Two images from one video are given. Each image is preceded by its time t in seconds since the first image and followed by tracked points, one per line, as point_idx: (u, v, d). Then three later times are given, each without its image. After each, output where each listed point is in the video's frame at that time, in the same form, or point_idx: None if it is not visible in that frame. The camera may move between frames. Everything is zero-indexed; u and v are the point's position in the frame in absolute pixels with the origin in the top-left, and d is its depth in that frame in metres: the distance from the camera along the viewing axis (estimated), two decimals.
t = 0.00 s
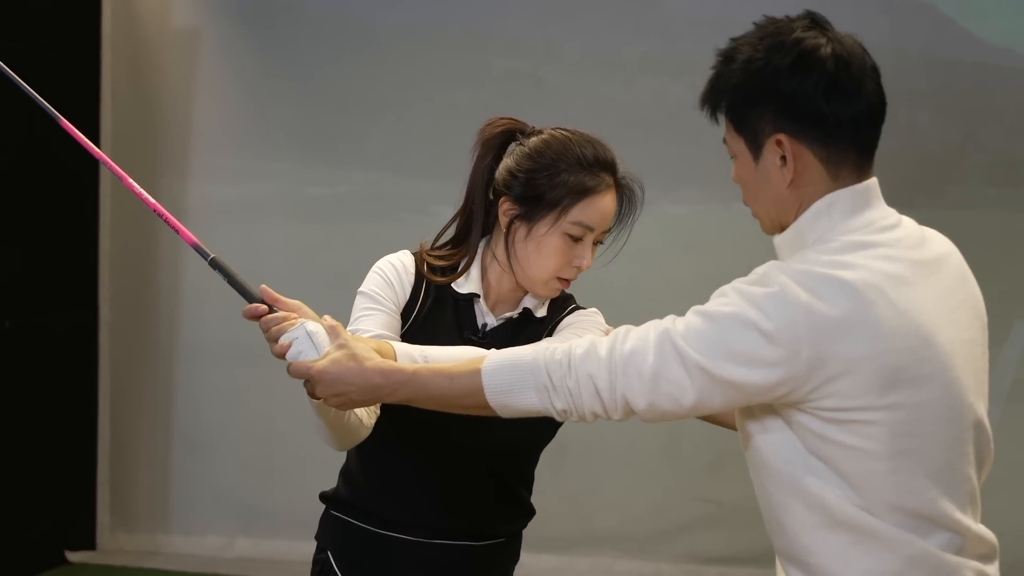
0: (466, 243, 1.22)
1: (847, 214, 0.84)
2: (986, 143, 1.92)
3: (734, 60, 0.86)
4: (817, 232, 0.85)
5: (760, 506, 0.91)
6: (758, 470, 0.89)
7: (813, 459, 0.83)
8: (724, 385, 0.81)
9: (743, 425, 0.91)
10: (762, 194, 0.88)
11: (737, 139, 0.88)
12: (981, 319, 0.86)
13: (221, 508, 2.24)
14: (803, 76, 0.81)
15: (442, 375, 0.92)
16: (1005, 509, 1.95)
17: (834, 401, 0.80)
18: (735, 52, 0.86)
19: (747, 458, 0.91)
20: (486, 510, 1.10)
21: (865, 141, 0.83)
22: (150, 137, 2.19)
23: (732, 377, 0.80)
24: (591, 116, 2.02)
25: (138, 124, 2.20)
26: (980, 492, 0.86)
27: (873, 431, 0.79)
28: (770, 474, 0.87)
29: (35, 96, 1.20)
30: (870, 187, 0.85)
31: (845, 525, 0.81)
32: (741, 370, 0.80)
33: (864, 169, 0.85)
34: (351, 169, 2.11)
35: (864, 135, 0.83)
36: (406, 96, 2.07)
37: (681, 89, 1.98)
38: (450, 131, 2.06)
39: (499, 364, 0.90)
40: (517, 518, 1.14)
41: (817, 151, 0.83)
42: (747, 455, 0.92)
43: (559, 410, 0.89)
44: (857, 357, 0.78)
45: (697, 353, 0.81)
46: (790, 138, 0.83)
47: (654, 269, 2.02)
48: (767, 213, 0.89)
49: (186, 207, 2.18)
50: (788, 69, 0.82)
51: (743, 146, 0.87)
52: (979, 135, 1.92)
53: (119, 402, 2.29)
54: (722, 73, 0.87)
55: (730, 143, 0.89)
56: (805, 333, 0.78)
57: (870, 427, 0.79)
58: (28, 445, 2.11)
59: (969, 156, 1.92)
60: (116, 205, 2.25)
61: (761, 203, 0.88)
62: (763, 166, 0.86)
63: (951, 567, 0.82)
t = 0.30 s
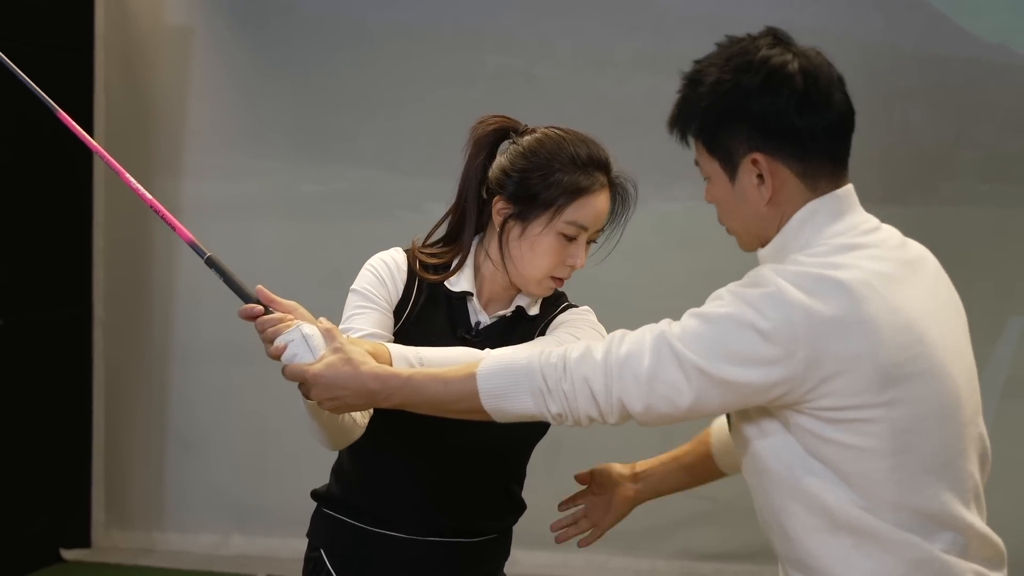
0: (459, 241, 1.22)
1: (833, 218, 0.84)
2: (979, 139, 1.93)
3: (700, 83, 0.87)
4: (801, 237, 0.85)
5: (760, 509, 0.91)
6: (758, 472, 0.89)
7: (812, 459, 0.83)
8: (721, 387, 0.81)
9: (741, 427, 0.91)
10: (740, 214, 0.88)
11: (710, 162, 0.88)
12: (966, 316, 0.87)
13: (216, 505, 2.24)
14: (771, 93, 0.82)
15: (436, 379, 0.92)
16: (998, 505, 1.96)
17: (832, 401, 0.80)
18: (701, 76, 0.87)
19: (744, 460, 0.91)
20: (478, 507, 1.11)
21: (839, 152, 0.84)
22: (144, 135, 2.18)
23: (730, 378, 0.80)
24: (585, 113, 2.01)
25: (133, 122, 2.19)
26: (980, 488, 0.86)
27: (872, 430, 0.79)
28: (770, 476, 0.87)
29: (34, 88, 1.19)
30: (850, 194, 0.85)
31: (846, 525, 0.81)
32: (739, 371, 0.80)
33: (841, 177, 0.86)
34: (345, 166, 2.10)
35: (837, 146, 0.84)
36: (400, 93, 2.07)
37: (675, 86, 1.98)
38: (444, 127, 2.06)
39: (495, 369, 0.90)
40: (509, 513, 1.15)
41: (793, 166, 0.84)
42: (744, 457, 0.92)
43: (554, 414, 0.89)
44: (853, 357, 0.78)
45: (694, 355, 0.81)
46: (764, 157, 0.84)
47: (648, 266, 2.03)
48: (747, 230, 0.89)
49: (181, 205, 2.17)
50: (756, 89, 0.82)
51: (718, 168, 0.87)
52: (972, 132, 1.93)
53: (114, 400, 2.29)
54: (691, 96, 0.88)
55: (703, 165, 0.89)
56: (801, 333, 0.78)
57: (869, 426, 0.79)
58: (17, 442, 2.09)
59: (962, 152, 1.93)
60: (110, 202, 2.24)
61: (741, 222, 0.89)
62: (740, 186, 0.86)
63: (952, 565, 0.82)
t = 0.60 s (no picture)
0: (456, 232, 1.22)
1: (829, 215, 0.84)
2: (978, 130, 1.92)
3: (705, 72, 0.86)
4: (795, 232, 0.85)
5: (756, 504, 0.91)
6: (753, 467, 0.88)
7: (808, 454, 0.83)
8: (718, 382, 0.81)
9: (735, 422, 0.91)
10: (734, 205, 0.88)
11: (708, 150, 0.87)
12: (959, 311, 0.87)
13: (216, 496, 2.25)
14: (776, 89, 0.81)
15: (435, 375, 0.92)
16: (997, 496, 1.96)
17: (829, 395, 0.80)
18: (706, 65, 0.85)
19: (740, 455, 0.91)
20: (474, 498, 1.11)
21: (838, 150, 0.84)
22: (143, 127, 2.18)
23: (726, 373, 0.80)
24: (584, 104, 2.01)
25: (133, 113, 2.19)
26: (977, 482, 0.86)
27: (870, 423, 0.79)
28: (765, 471, 0.86)
29: (26, 83, 1.17)
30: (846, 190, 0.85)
31: (842, 519, 0.80)
32: (736, 365, 0.80)
33: (839, 173, 0.85)
34: (344, 157, 2.10)
35: (838, 145, 0.83)
36: (399, 84, 2.06)
37: (675, 77, 1.98)
38: (442, 118, 2.05)
39: (493, 364, 0.90)
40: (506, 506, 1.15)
41: (792, 163, 0.84)
42: (739, 453, 0.92)
43: (551, 410, 0.89)
44: (850, 350, 0.78)
45: (691, 349, 0.81)
46: (764, 151, 0.83)
47: (648, 257, 2.02)
48: (738, 222, 0.89)
49: (180, 196, 2.17)
50: (761, 83, 0.81)
51: (716, 158, 0.87)
52: (971, 122, 1.92)
53: (114, 391, 2.29)
54: (694, 85, 0.87)
55: (699, 152, 0.88)
56: (797, 327, 0.78)
57: (867, 420, 0.79)
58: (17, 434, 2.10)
59: (961, 144, 1.92)
60: (109, 193, 2.24)
61: (735, 214, 0.88)
62: (737, 178, 0.86)
63: (949, 559, 0.81)
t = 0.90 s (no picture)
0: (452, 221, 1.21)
1: (836, 188, 0.82)
2: (977, 112, 1.91)
3: (745, 25, 0.81)
4: (801, 205, 0.83)
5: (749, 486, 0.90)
6: (746, 449, 0.88)
7: (800, 435, 0.82)
8: (710, 363, 0.81)
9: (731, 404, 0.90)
10: (749, 160, 0.85)
11: (733, 101, 0.83)
12: (968, 290, 0.84)
13: (215, 481, 2.25)
14: (818, 56, 0.77)
15: (435, 362, 0.92)
16: (995, 478, 1.96)
17: (821, 376, 0.79)
18: (748, 17, 0.80)
19: (733, 436, 0.90)
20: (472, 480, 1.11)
21: (866, 127, 0.82)
22: (140, 111, 2.17)
23: (719, 353, 0.80)
24: (583, 87, 1.99)
25: (130, 98, 2.18)
26: (973, 469, 0.84)
27: (864, 405, 0.78)
28: (757, 452, 0.86)
29: (18, 75, 1.13)
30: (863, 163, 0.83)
31: (832, 503, 0.79)
32: (728, 346, 0.80)
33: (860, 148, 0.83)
34: (341, 142, 2.08)
35: (866, 122, 0.81)
36: (396, 68, 2.05)
37: (674, 59, 1.96)
38: (439, 102, 2.03)
39: (492, 349, 0.90)
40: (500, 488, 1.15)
41: (818, 134, 0.81)
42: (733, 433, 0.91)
43: (550, 393, 0.89)
44: (844, 332, 0.76)
45: (684, 330, 0.81)
46: (793, 118, 0.80)
47: (646, 241, 2.02)
48: (750, 178, 0.86)
49: (178, 180, 2.16)
50: (802, 49, 0.78)
51: (741, 113, 0.83)
52: (970, 104, 1.91)
53: (113, 377, 2.29)
54: (730, 37, 0.82)
55: (721, 100, 0.84)
56: (790, 308, 0.77)
57: (860, 402, 0.78)
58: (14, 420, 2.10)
59: (960, 126, 1.92)
60: (106, 178, 2.23)
61: (747, 169, 0.86)
62: (759, 139, 0.83)
63: (940, 545, 0.80)
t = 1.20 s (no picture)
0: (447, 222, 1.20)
1: (832, 183, 0.81)
2: (975, 104, 1.90)
3: (702, 39, 0.82)
4: (798, 202, 0.82)
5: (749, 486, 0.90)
6: (746, 449, 0.88)
7: (798, 436, 0.82)
8: (707, 365, 0.80)
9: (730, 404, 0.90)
10: (741, 171, 0.84)
11: (711, 117, 0.84)
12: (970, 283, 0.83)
13: (213, 473, 2.25)
14: (777, 53, 0.77)
15: (438, 365, 0.91)
16: (993, 469, 1.96)
17: (818, 376, 0.78)
18: (703, 34, 0.82)
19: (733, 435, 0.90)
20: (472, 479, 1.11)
21: (846, 112, 0.80)
22: (137, 102, 2.15)
23: (715, 355, 0.79)
24: (581, 78, 1.98)
25: (126, 89, 2.16)
26: (974, 466, 0.83)
27: (862, 405, 0.77)
28: (756, 453, 0.86)
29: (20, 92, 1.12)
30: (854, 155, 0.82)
31: (831, 504, 0.79)
32: (724, 348, 0.79)
33: (846, 136, 0.82)
34: (337, 133, 2.07)
35: (845, 107, 0.80)
36: (391, 58, 2.03)
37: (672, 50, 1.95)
38: (435, 93, 2.02)
39: (491, 354, 0.89)
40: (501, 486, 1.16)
41: (799, 127, 0.80)
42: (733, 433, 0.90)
43: (550, 396, 0.88)
44: (840, 331, 0.76)
45: (680, 332, 0.81)
46: (769, 116, 0.80)
47: (644, 233, 2.01)
48: (747, 187, 0.86)
49: (175, 172, 2.14)
50: (761, 48, 0.78)
51: (721, 126, 0.83)
52: (967, 96, 1.90)
53: (112, 370, 2.28)
54: (692, 53, 0.83)
55: (703, 119, 0.85)
56: (785, 308, 0.77)
57: (857, 402, 0.77)
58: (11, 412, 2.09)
59: (958, 117, 1.91)
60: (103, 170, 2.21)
61: (742, 179, 0.85)
62: (744, 145, 0.82)
63: (940, 544, 0.79)
